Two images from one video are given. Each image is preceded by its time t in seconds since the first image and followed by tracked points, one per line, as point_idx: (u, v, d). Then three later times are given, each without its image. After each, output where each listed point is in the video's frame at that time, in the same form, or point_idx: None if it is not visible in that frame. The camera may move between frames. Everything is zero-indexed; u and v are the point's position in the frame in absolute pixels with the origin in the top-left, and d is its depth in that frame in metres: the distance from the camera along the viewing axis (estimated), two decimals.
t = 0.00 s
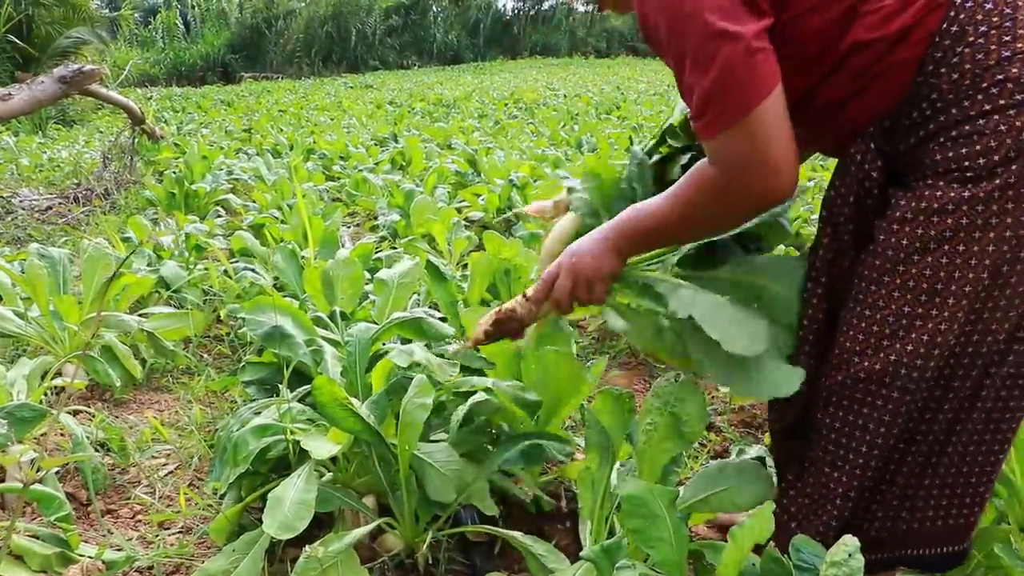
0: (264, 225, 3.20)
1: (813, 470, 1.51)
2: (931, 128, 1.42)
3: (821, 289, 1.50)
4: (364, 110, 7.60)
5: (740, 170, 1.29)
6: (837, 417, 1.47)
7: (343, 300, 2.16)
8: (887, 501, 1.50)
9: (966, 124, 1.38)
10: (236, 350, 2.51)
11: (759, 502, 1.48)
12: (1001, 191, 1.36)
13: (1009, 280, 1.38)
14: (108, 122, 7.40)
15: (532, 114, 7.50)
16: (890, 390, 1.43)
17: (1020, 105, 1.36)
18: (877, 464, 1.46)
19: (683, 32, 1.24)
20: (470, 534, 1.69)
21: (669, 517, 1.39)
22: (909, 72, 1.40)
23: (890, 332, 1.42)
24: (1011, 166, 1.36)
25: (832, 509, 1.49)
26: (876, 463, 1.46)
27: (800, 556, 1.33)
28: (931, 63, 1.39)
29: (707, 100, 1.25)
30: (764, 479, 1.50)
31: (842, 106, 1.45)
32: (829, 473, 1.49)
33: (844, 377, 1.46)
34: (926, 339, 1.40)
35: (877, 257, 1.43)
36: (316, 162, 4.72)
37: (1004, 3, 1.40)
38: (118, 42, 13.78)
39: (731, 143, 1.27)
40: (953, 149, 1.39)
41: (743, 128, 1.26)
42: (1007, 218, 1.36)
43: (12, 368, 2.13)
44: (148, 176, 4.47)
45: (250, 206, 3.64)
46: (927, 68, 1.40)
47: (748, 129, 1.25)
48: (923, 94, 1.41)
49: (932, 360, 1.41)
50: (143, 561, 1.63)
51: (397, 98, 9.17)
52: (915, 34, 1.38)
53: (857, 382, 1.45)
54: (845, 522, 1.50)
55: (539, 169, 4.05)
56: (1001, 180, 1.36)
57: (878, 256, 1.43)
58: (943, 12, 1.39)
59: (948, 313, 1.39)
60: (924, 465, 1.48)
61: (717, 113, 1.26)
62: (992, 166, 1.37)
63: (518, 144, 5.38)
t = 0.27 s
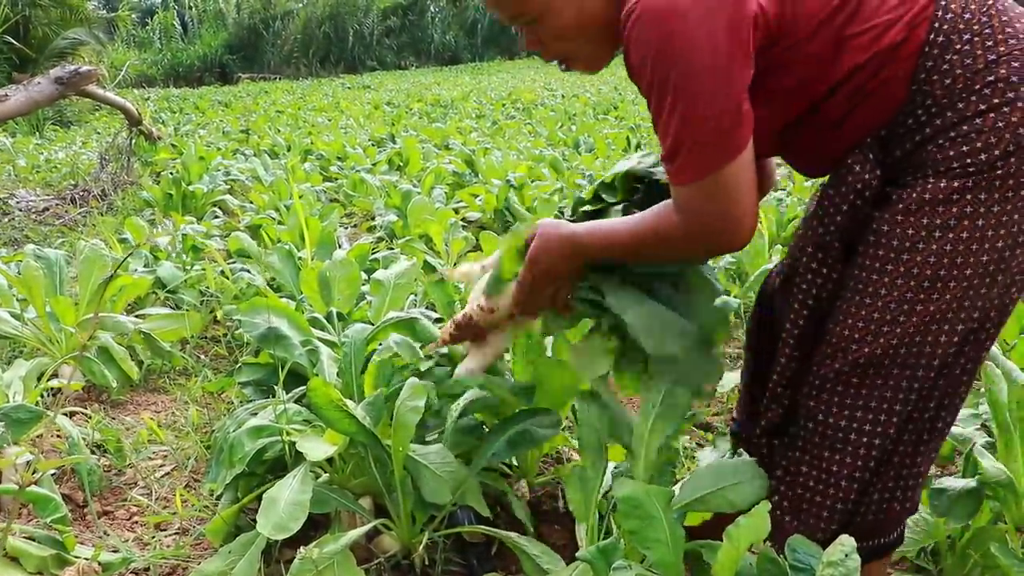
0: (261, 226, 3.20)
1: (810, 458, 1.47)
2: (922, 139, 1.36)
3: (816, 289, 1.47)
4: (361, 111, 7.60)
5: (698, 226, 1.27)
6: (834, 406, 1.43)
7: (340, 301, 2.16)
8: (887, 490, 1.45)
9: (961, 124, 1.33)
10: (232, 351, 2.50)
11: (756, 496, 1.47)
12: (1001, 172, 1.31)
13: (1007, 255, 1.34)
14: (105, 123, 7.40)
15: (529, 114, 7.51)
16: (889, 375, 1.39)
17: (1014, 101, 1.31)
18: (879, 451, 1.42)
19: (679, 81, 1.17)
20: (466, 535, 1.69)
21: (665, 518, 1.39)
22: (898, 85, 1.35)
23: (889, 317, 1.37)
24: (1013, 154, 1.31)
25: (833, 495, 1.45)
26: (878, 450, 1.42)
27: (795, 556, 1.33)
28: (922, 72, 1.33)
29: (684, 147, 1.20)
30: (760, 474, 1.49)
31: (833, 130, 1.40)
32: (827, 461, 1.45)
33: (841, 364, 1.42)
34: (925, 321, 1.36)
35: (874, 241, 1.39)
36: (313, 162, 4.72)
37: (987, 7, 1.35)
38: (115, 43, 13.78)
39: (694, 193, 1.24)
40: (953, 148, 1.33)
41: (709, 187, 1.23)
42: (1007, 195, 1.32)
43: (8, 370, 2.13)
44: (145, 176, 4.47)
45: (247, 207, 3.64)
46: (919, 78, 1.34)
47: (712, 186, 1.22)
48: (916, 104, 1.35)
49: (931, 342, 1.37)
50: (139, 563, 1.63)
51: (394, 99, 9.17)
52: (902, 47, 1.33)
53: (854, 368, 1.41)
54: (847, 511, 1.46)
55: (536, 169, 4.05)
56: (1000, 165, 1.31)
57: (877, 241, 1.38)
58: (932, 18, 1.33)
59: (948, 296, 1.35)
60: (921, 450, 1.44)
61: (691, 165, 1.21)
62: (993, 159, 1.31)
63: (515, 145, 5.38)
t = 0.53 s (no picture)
0: (260, 227, 3.20)
1: (832, 447, 1.47)
2: (893, 131, 1.38)
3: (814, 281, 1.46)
4: (360, 111, 7.60)
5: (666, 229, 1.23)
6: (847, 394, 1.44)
7: (338, 301, 2.15)
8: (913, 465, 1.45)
9: (930, 113, 1.36)
10: (230, 351, 2.50)
11: (756, 505, 1.45)
12: (977, 146, 1.35)
13: (989, 222, 1.38)
14: (104, 123, 7.39)
15: (529, 114, 7.51)
16: (897, 356, 1.40)
17: (974, 86, 1.34)
18: (898, 430, 1.42)
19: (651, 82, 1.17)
20: (465, 537, 1.69)
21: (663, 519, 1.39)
22: (863, 84, 1.36)
23: (892, 300, 1.39)
24: (982, 130, 1.35)
25: (863, 475, 1.45)
26: (898, 429, 1.42)
27: (793, 557, 1.33)
28: (885, 67, 1.35)
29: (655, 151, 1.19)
30: (762, 484, 1.48)
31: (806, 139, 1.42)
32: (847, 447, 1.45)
33: (850, 352, 1.43)
34: (926, 298, 1.38)
35: (871, 229, 1.40)
36: (312, 163, 4.71)
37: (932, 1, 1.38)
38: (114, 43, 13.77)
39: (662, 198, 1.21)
40: (926, 134, 1.36)
41: (679, 189, 1.19)
42: (987, 165, 1.35)
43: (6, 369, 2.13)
44: (144, 176, 4.46)
45: (246, 207, 3.64)
46: (883, 72, 1.36)
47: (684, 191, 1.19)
48: (882, 97, 1.37)
49: (932, 318, 1.39)
50: (136, 563, 1.63)
51: (393, 100, 9.17)
52: (863, 46, 1.35)
53: (862, 355, 1.42)
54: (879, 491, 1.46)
55: (535, 170, 4.04)
56: (977, 141, 1.35)
57: (874, 230, 1.40)
58: (888, 14, 1.36)
59: (944, 271, 1.37)
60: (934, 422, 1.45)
61: (664, 168, 1.19)
62: (960, 141, 1.35)
63: (515, 146, 5.38)
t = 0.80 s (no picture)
0: (260, 227, 3.20)
1: (777, 434, 1.63)
2: (869, 175, 1.50)
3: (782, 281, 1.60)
4: (359, 112, 7.60)
5: (513, 331, 1.32)
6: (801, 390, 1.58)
7: (337, 302, 2.15)
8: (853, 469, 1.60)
9: (903, 154, 1.48)
10: (230, 352, 2.50)
11: (755, 500, 1.46)
12: (947, 183, 1.48)
13: (949, 251, 1.52)
14: (104, 124, 7.39)
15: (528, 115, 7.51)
16: (850, 359, 1.55)
17: (947, 130, 1.46)
18: (842, 429, 1.57)
19: (582, 173, 1.25)
20: (465, 537, 1.70)
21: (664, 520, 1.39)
22: (840, 145, 1.46)
23: (853, 307, 1.52)
24: (956, 170, 1.47)
25: (817, 465, 1.60)
26: (842, 429, 1.57)
27: (793, 559, 1.33)
28: (861, 127, 1.45)
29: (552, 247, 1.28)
30: (760, 480, 1.48)
31: (792, 194, 1.52)
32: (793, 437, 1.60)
33: (806, 352, 1.56)
34: (883, 310, 1.52)
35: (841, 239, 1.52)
36: (312, 163, 4.71)
37: (902, 54, 1.46)
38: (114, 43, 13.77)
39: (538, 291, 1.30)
40: (901, 172, 1.48)
41: (555, 289, 1.29)
42: (954, 202, 1.49)
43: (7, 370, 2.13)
44: (143, 177, 4.46)
45: (245, 208, 3.63)
46: (860, 133, 1.45)
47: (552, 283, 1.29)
48: (861, 152, 1.47)
49: (886, 328, 1.54)
50: (136, 564, 1.63)
51: (393, 100, 9.17)
52: (838, 111, 1.43)
53: (821, 356, 1.55)
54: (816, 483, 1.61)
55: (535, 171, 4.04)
56: (946, 178, 1.47)
57: (840, 244, 1.52)
58: (859, 78, 1.44)
59: (909, 286, 1.52)
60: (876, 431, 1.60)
61: (547, 267, 1.29)
62: (938, 177, 1.47)
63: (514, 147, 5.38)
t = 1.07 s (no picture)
0: (260, 230, 3.20)
1: (743, 440, 1.66)
2: (848, 207, 1.55)
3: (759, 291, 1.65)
4: (359, 115, 7.60)
5: (490, 370, 1.37)
6: (770, 400, 1.61)
7: (338, 305, 2.15)
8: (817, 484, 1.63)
9: (884, 187, 1.52)
10: (231, 355, 2.51)
11: (757, 506, 1.46)
12: (925, 212, 1.52)
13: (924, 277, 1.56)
14: (104, 127, 7.40)
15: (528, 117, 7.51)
16: (819, 374, 1.59)
17: (925, 167, 1.50)
18: (808, 443, 1.61)
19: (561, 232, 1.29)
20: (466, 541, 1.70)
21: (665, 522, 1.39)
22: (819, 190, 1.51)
23: (825, 323, 1.56)
24: (934, 204, 1.51)
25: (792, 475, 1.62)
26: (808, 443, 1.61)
27: (794, 561, 1.33)
28: (840, 170, 1.49)
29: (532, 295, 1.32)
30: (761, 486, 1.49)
31: (772, 231, 1.57)
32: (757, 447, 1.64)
33: (775, 363, 1.59)
34: (853, 329, 1.56)
35: (816, 257, 1.57)
36: (312, 166, 4.72)
37: (879, 97, 1.50)
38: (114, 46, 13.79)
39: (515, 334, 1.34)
40: (879, 202, 1.53)
41: (534, 334, 1.34)
42: (930, 230, 1.53)
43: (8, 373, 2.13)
44: (143, 180, 4.46)
45: (246, 211, 3.64)
46: (838, 176, 1.50)
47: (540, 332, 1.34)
48: (841, 194, 1.53)
49: (856, 346, 1.58)
50: (137, 567, 1.63)
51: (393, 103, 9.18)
52: (818, 157, 1.47)
53: (790, 368, 1.58)
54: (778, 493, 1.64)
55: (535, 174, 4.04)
56: (924, 208, 1.52)
57: (813, 263, 1.57)
58: (838, 124, 1.48)
59: (884, 306, 1.56)
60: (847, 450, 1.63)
61: (526, 315, 1.33)
62: (917, 208, 1.52)
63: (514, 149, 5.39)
